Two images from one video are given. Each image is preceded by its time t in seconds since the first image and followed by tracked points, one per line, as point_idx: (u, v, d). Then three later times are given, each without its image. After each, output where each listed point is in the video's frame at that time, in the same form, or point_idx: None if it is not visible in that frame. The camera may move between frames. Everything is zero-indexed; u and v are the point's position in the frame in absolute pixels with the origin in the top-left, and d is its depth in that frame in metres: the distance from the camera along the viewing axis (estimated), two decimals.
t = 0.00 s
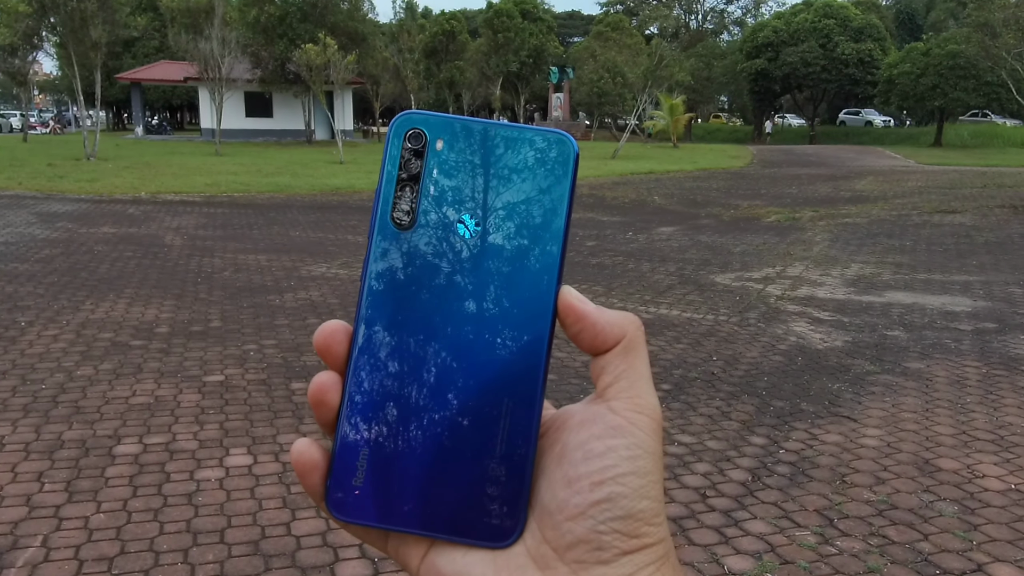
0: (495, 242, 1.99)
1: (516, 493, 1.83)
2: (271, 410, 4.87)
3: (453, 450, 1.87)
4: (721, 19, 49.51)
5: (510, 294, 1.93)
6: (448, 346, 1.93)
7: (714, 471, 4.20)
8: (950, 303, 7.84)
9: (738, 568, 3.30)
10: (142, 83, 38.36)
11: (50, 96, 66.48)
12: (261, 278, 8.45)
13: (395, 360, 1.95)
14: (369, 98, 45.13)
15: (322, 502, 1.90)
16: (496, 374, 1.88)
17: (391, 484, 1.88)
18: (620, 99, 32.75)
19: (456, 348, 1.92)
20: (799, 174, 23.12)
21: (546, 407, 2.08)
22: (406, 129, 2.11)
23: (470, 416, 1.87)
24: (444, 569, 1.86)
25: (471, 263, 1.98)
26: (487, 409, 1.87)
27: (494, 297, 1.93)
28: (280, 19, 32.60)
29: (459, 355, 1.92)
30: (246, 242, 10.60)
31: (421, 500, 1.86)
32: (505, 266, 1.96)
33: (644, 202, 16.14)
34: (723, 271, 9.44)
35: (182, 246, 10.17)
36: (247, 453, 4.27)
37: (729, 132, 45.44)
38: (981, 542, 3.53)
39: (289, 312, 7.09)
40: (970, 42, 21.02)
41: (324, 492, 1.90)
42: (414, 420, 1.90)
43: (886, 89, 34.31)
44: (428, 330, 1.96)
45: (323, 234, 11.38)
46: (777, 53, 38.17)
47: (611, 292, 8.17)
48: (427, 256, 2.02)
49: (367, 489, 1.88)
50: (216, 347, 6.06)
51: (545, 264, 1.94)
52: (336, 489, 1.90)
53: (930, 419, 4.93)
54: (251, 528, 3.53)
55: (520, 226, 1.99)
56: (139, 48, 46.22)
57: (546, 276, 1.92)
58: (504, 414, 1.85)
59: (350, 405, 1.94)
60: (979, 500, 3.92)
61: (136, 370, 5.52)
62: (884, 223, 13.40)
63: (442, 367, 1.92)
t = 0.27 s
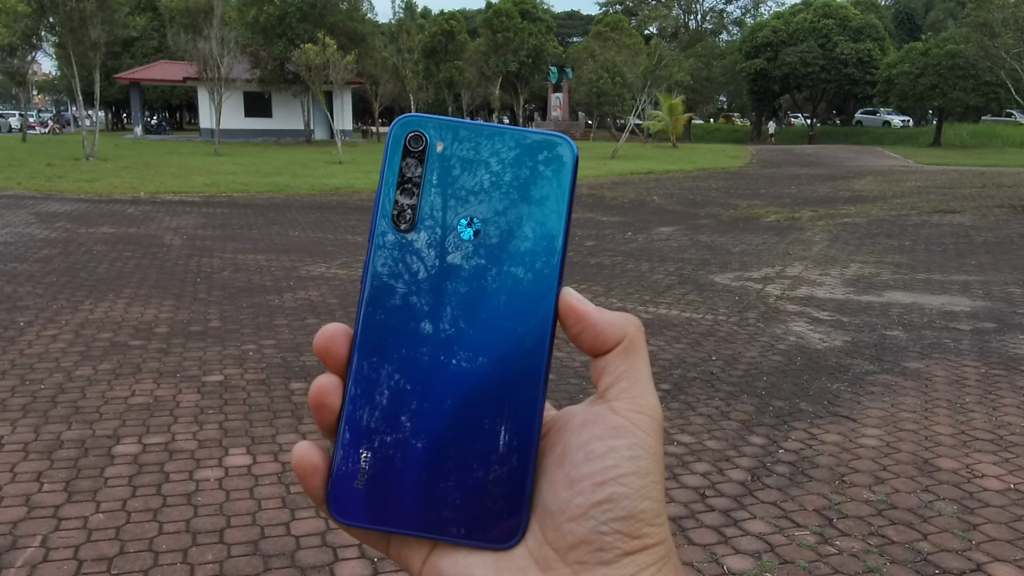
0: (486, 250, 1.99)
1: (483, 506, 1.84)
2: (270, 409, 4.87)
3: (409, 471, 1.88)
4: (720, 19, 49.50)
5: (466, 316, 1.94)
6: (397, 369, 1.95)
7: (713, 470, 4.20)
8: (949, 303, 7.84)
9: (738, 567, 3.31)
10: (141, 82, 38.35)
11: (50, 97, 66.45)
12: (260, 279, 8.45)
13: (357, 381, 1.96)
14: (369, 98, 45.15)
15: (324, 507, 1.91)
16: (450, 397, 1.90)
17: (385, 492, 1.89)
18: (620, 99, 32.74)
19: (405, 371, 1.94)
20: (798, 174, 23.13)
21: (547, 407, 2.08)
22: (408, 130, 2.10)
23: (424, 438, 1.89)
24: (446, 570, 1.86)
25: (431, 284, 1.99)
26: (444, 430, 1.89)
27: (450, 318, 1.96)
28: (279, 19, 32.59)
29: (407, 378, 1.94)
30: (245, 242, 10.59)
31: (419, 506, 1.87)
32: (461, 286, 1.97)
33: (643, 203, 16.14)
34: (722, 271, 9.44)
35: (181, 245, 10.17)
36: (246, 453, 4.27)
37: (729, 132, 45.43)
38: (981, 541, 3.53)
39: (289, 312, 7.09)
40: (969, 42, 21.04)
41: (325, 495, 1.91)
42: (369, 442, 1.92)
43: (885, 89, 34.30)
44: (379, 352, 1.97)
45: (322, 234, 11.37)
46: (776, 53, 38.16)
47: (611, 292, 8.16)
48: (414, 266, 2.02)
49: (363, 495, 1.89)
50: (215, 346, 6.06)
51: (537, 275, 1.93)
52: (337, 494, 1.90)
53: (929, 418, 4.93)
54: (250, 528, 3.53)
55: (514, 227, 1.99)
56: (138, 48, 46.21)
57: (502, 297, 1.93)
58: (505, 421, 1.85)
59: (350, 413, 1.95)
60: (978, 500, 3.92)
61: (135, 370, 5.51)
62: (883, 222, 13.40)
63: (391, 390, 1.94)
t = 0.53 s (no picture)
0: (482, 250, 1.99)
1: (470, 508, 1.84)
2: (270, 409, 4.87)
3: (393, 472, 1.88)
4: (719, 19, 49.49)
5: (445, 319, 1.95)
6: (357, 388, 1.95)
7: (712, 470, 4.21)
8: (948, 303, 7.85)
9: (737, 567, 3.31)
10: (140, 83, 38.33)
11: (49, 98, 66.34)
12: (260, 278, 8.44)
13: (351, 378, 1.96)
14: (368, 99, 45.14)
15: (323, 505, 1.90)
16: (432, 402, 1.90)
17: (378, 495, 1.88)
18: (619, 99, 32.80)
19: (390, 375, 1.94)
20: (797, 174, 23.12)
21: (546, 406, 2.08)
22: (408, 129, 2.11)
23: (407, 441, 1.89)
24: (446, 569, 1.86)
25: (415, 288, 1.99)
26: (427, 434, 1.89)
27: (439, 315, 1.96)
28: (278, 19, 32.57)
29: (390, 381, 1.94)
30: (244, 242, 10.59)
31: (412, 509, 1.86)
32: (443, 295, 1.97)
33: (642, 203, 16.14)
34: (722, 271, 9.44)
35: (180, 246, 10.17)
36: (245, 453, 4.27)
37: (728, 132, 45.43)
38: (980, 541, 3.53)
39: (288, 312, 7.09)
40: (968, 42, 21.06)
41: (323, 494, 1.91)
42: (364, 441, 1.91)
43: (884, 89, 34.33)
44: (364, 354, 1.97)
45: (322, 234, 11.37)
46: (775, 53, 38.15)
47: (610, 292, 8.17)
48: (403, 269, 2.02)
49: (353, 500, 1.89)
50: (215, 347, 6.06)
51: (526, 278, 1.93)
52: (335, 493, 1.89)
53: (928, 418, 4.94)
54: (250, 529, 3.53)
55: (510, 224, 2.00)
56: (137, 48, 46.19)
57: (484, 301, 1.93)
58: (504, 421, 1.86)
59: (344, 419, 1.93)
60: (977, 500, 3.92)
61: (134, 370, 5.51)
62: (883, 223, 13.40)
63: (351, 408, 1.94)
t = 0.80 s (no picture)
0: (481, 249, 1.99)
1: (464, 511, 1.85)
2: (270, 409, 4.87)
3: (389, 470, 1.87)
4: (718, 19, 49.48)
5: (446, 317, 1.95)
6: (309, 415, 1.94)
7: (712, 470, 4.21)
8: (948, 303, 7.85)
9: (737, 567, 3.31)
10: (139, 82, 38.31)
11: (48, 97, 66.20)
12: (259, 278, 8.45)
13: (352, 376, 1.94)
14: (368, 99, 45.13)
15: (324, 503, 1.89)
16: (426, 402, 1.90)
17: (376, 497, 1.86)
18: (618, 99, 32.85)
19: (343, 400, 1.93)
20: (796, 174, 23.13)
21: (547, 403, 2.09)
22: (410, 126, 2.10)
23: (404, 439, 1.89)
24: (449, 565, 1.86)
25: (410, 286, 1.99)
26: (423, 432, 1.89)
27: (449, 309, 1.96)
28: (277, 19, 32.54)
29: (384, 381, 1.93)
30: (244, 242, 10.58)
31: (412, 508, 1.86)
32: (429, 304, 1.96)
33: (641, 203, 16.14)
34: (721, 271, 9.44)
35: (179, 245, 10.16)
36: (245, 453, 4.27)
37: (727, 132, 45.42)
38: (979, 540, 3.54)
39: (287, 312, 7.09)
40: (967, 42, 21.06)
41: (325, 493, 1.89)
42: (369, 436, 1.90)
43: (883, 89, 34.36)
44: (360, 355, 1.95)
45: (321, 234, 11.36)
46: (774, 53, 38.16)
47: (609, 292, 8.17)
48: (401, 269, 2.01)
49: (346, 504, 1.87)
50: (214, 347, 6.06)
51: (522, 282, 1.95)
52: (338, 491, 1.87)
53: (927, 418, 4.94)
54: (250, 528, 3.53)
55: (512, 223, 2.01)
56: (136, 48, 46.16)
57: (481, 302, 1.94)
58: (508, 417, 1.87)
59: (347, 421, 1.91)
60: (977, 499, 3.92)
61: (133, 370, 5.50)
62: (882, 223, 13.40)
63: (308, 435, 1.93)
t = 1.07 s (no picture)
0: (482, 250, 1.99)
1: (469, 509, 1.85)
2: (269, 410, 4.87)
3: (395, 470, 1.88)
4: (717, 19, 49.50)
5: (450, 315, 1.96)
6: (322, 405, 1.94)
7: (712, 470, 4.21)
8: (946, 303, 7.86)
9: (736, 567, 3.31)
10: (138, 82, 38.29)
11: (46, 97, 66.14)
12: (258, 278, 8.45)
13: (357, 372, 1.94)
14: (366, 98, 45.13)
15: (325, 503, 1.90)
16: (429, 402, 1.91)
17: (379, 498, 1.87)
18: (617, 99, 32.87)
19: (356, 392, 1.94)
20: (795, 174, 23.14)
21: (548, 404, 2.09)
22: (412, 128, 2.10)
23: (411, 438, 1.90)
24: (451, 567, 1.87)
25: (423, 283, 2.00)
26: (428, 430, 1.90)
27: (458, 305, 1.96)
28: (276, 19, 32.51)
29: (386, 383, 1.93)
30: (243, 242, 10.58)
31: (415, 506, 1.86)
32: (436, 302, 1.97)
33: (640, 203, 16.15)
34: (720, 271, 9.44)
35: (178, 245, 10.16)
36: (245, 453, 4.27)
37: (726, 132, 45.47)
38: (979, 540, 3.54)
39: (287, 312, 7.09)
40: (966, 42, 21.07)
41: (327, 493, 1.90)
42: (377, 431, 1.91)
43: (882, 89, 34.37)
44: (362, 354, 1.95)
45: (320, 234, 11.36)
46: (773, 54, 38.18)
47: (608, 292, 8.17)
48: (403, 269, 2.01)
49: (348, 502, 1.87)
50: (213, 347, 6.05)
51: (528, 280, 1.95)
52: (339, 492, 1.88)
53: (926, 418, 4.95)
54: (249, 528, 3.53)
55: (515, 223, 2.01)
56: (135, 48, 46.16)
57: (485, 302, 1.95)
58: (509, 417, 1.88)
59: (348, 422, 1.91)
60: (976, 499, 3.93)
61: (133, 370, 5.50)
62: (881, 223, 13.41)
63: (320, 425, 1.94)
